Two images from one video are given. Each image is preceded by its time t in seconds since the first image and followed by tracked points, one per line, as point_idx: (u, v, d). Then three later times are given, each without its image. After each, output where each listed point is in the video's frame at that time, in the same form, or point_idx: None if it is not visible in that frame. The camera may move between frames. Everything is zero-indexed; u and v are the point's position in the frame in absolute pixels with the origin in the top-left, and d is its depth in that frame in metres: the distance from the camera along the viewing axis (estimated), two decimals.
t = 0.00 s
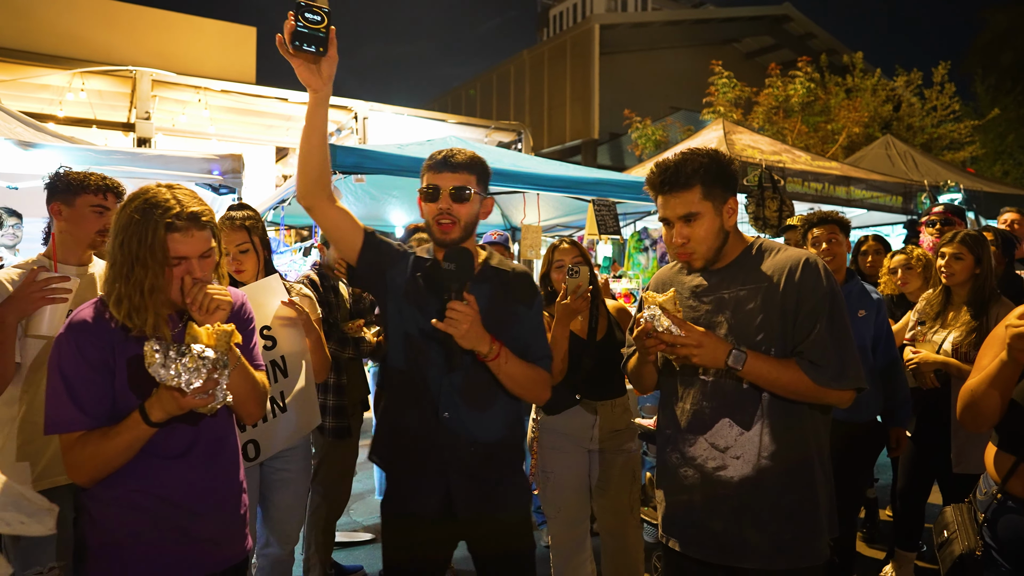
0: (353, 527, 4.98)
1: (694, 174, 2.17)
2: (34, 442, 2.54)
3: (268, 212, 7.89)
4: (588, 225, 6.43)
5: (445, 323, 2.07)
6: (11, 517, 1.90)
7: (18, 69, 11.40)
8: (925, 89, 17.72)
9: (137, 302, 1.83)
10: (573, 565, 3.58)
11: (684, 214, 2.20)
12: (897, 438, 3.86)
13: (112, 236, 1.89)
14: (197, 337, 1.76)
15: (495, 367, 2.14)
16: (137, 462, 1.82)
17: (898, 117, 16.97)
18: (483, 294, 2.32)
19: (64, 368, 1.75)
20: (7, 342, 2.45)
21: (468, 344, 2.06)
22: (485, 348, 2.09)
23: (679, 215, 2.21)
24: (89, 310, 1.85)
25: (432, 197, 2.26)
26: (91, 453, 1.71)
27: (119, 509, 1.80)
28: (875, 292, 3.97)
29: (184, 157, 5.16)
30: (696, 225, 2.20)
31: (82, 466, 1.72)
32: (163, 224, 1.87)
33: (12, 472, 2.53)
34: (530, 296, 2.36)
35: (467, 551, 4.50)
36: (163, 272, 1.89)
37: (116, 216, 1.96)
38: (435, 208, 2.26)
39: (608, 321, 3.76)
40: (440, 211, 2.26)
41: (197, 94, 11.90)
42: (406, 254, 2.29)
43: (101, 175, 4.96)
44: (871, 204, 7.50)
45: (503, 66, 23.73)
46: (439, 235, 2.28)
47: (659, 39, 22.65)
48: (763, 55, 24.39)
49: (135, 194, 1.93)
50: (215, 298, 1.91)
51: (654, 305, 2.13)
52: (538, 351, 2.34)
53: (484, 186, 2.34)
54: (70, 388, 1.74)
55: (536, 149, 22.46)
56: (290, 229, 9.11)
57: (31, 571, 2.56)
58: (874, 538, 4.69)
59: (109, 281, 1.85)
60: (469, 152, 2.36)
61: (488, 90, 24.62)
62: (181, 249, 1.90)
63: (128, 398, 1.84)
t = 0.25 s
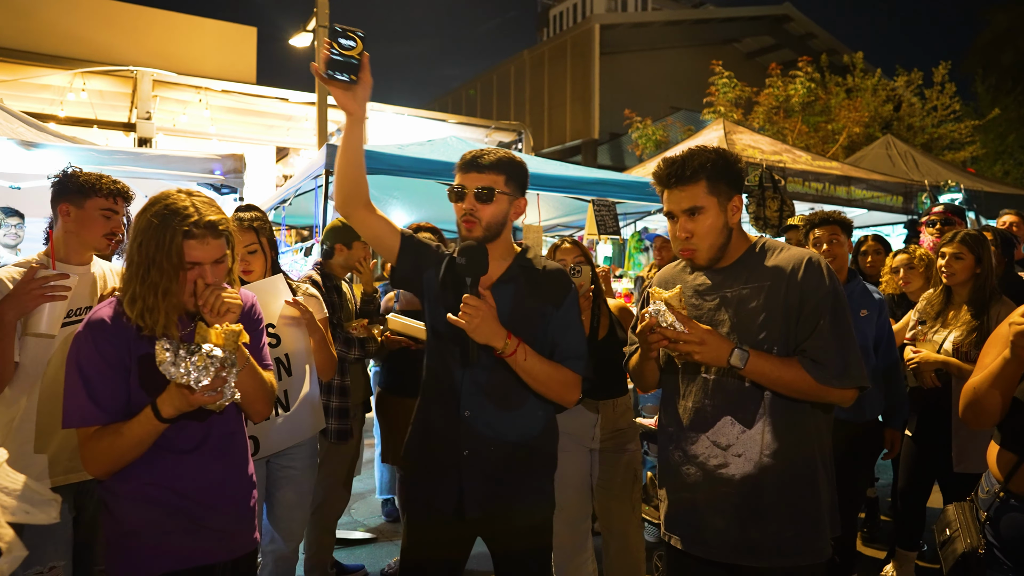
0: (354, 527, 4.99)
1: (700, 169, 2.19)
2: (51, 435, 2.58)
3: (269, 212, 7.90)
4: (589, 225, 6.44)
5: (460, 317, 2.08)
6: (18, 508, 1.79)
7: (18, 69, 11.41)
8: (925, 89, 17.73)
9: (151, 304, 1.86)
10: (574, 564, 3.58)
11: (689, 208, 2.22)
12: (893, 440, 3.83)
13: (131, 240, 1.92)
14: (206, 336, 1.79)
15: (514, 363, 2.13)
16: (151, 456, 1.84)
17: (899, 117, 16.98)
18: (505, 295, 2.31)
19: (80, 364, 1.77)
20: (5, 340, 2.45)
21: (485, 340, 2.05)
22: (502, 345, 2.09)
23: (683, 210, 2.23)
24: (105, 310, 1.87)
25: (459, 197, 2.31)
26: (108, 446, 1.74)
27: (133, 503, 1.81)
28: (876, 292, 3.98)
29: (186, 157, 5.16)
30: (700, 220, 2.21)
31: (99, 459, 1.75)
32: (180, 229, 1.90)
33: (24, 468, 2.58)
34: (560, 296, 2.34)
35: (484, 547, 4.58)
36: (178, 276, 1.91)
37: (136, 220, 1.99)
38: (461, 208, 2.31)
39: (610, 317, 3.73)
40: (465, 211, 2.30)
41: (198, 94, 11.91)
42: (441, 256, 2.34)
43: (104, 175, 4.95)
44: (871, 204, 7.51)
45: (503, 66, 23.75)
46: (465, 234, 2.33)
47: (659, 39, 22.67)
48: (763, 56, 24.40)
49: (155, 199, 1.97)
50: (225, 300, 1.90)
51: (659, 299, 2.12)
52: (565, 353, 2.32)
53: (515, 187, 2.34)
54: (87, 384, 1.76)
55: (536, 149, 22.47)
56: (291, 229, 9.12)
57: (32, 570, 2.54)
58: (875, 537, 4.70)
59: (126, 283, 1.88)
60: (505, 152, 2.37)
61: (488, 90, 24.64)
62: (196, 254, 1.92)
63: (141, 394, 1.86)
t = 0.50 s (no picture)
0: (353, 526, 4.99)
1: (704, 164, 2.18)
2: (57, 425, 2.64)
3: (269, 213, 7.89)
4: (589, 225, 6.43)
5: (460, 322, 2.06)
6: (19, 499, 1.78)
7: (19, 70, 11.41)
8: (926, 89, 17.70)
9: (165, 304, 1.85)
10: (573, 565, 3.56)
11: (692, 201, 2.20)
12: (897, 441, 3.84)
13: (147, 240, 1.91)
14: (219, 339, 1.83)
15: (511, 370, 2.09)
16: (157, 454, 1.83)
17: (900, 116, 16.95)
18: (514, 304, 2.29)
19: (90, 360, 1.76)
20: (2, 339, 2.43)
21: (482, 346, 2.03)
22: (500, 352, 2.04)
23: (687, 203, 2.21)
24: (117, 309, 1.86)
25: (479, 202, 2.32)
26: (116, 442, 1.73)
27: (137, 497, 1.80)
28: (877, 292, 3.97)
29: (186, 157, 5.15)
30: (703, 214, 2.19)
31: (107, 455, 1.74)
32: (196, 234, 1.90)
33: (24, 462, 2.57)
34: (573, 305, 2.28)
35: (489, 549, 4.54)
36: (192, 279, 1.90)
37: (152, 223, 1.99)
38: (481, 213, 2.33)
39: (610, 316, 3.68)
40: (485, 216, 2.31)
41: (198, 94, 11.91)
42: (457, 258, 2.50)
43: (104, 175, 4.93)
44: (872, 204, 7.49)
45: (504, 66, 23.74)
46: (484, 239, 2.32)
47: (660, 39, 22.65)
48: (764, 55, 24.37)
49: (173, 203, 1.97)
50: (233, 303, 1.87)
51: (659, 294, 2.11)
52: (567, 362, 2.22)
53: (536, 194, 2.37)
54: (97, 382, 1.75)
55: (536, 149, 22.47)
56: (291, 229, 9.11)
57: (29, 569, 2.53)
58: (876, 538, 4.68)
59: (140, 282, 1.88)
60: (528, 156, 2.40)
61: (489, 90, 24.63)
62: (208, 259, 1.92)
63: (150, 393, 1.85)
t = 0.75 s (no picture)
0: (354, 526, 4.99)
1: (707, 160, 2.19)
2: (65, 422, 2.65)
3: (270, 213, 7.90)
4: (590, 225, 6.44)
5: (454, 329, 2.07)
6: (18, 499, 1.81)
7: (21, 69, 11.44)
8: (928, 88, 17.67)
9: (181, 303, 1.87)
10: (573, 564, 3.56)
11: (695, 198, 2.20)
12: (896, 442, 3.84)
13: (160, 238, 1.92)
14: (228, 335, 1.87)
15: (509, 368, 2.11)
16: (160, 451, 1.83)
17: (902, 116, 16.91)
18: (514, 299, 2.29)
19: (98, 355, 1.76)
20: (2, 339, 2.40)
21: (480, 347, 2.03)
22: (499, 350, 2.06)
23: (689, 199, 2.21)
24: (124, 306, 1.85)
25: (478, 199, 2.32)
26: (123, 438, 1.74)
27: (139, 497, 1.81)
28: (879, 293, 3.96)
29: (186, 157, 5.13)
30: (705, 210, 2.19)
31: (113, 450, 1.74)
32: (209, 235, 1.91)
33: (30, 456, 2.55)
34: (566, 300, 2.31)
35: (483, 548, 4.53)
36: (206, 279, 1.92)
37: (160, 220, 1.99)
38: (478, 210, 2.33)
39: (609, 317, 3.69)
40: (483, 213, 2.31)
41: (200, 95, 11.93)
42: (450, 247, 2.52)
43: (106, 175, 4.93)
44: (873, 203, 7.47)
45: (505, 65, 23.73)
46: (482, 236, 2.31)
47: (661, 38, 22.62)
48: (766, 54, 24.34)
49: (183, 203, 1.97)
50: (243, 303, 1.92)
51: (657, 289, 2.10)
52: (563, 358, 2.27)
53: (534, 192, 2.36)
54: (104, 376, 1.75)
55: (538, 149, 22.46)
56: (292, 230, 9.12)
57: (37, 566, 2.56)
58: (876, 537, 4.68)
59: (153, 281, 1.88)
60: (525, 155, 2.40)
61: (490, 89, 24.62)
62: (220, 258, 1.94)
63: (156, 389, 1.85)
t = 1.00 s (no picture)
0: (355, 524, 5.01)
1: (710, 160, 2.18)
2: (67, 423, 2.64)
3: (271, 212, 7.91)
4: (591, 225, 6.45)
5: (442, 328, 2.11)
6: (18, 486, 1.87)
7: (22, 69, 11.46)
8: (929, 88, 17.65)
9: (191, 299, 1.88)
10: (574, 564, 3.55)
11: (697, 198, 2.19)
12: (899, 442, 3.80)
13: (170, 234, 1.91)
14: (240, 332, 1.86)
15: (492, 367, 2.17)
16: (163, 450, 1.84)
17: (903, 116, 16.90)
18: (495, 300, 2.35)
19: (105, 351, 1.75)
20: (5, 336, 2.42)
21: (467, 345, 2.09)
22: (483, 348, 2.13)
23: (692, 199, 2.20)
24: (130, 303, 1.85)
25: (455, 198, 2.38)
26: (128, 434, 1.75)
27: (140, 496, 1.81)
28: (881, 293, 3.96)
29: (188, 158, 5.10)
30: (708, 211, 2.18)
31: (118, 445, 1.75)
32: (220, 233, 1.91)
33: (33, 455, 2.57)
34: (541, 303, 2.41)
35: (464, 551, 4.48)
36: (216, 276, 1.93)
37: (167, 217, 1.98)
38: (454, 208, 2.38)
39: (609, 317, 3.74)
40: (460, 210, 2.37)
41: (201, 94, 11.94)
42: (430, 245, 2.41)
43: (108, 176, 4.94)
44: (874, 203, 7.47)
45: (506, 65, 23.74)
46: (458, 233, 2.37)
47: (662, 38, 22.61)
48: (767, 54, 24.33)
49: (192, 202, 1.97)
50: (250, 303, 1.99)
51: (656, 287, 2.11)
52: (541, 357, 2.38)
53: (508, 195, 2.47)
54: (110, 372, 1.75)
55: (539, 149, 22.49)
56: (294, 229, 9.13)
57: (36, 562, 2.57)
58: (877, 537, 4.68)
59: (162, 277, 1.89)
60: (501, 160, 2.50)
61: (491, 89, 24.64)
62: (230, 258, 1.94)
63: (161, 387, 1.85)
